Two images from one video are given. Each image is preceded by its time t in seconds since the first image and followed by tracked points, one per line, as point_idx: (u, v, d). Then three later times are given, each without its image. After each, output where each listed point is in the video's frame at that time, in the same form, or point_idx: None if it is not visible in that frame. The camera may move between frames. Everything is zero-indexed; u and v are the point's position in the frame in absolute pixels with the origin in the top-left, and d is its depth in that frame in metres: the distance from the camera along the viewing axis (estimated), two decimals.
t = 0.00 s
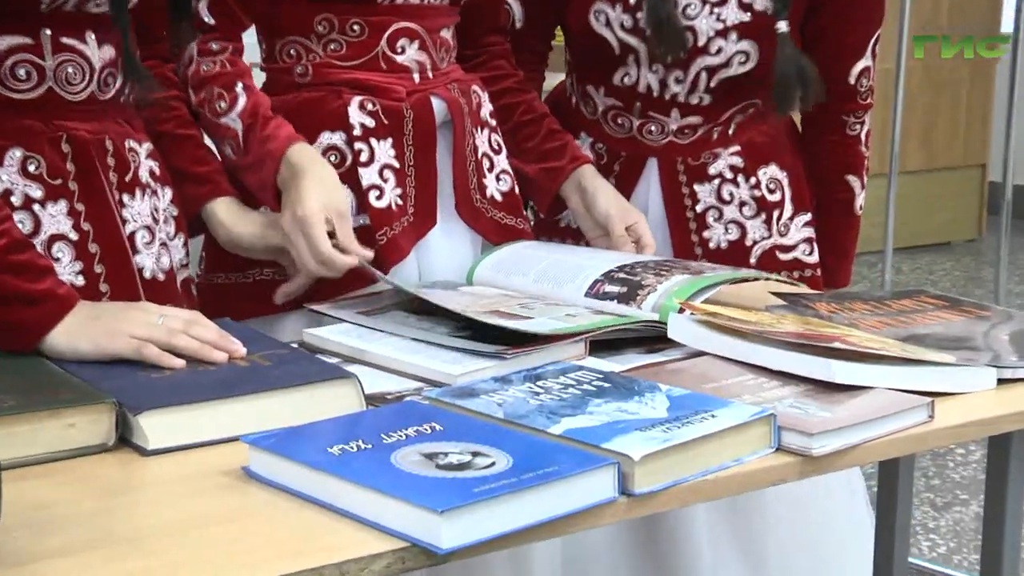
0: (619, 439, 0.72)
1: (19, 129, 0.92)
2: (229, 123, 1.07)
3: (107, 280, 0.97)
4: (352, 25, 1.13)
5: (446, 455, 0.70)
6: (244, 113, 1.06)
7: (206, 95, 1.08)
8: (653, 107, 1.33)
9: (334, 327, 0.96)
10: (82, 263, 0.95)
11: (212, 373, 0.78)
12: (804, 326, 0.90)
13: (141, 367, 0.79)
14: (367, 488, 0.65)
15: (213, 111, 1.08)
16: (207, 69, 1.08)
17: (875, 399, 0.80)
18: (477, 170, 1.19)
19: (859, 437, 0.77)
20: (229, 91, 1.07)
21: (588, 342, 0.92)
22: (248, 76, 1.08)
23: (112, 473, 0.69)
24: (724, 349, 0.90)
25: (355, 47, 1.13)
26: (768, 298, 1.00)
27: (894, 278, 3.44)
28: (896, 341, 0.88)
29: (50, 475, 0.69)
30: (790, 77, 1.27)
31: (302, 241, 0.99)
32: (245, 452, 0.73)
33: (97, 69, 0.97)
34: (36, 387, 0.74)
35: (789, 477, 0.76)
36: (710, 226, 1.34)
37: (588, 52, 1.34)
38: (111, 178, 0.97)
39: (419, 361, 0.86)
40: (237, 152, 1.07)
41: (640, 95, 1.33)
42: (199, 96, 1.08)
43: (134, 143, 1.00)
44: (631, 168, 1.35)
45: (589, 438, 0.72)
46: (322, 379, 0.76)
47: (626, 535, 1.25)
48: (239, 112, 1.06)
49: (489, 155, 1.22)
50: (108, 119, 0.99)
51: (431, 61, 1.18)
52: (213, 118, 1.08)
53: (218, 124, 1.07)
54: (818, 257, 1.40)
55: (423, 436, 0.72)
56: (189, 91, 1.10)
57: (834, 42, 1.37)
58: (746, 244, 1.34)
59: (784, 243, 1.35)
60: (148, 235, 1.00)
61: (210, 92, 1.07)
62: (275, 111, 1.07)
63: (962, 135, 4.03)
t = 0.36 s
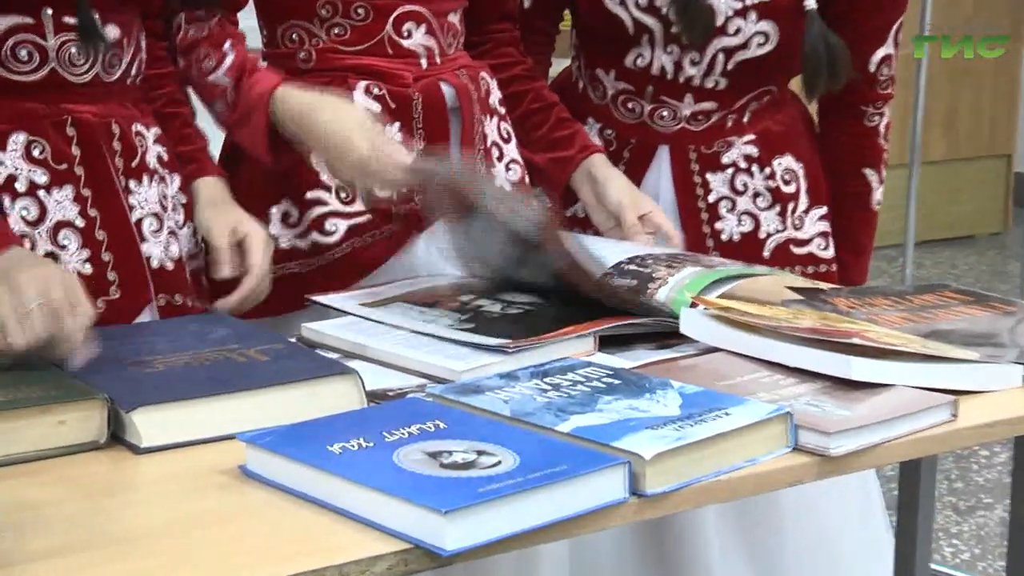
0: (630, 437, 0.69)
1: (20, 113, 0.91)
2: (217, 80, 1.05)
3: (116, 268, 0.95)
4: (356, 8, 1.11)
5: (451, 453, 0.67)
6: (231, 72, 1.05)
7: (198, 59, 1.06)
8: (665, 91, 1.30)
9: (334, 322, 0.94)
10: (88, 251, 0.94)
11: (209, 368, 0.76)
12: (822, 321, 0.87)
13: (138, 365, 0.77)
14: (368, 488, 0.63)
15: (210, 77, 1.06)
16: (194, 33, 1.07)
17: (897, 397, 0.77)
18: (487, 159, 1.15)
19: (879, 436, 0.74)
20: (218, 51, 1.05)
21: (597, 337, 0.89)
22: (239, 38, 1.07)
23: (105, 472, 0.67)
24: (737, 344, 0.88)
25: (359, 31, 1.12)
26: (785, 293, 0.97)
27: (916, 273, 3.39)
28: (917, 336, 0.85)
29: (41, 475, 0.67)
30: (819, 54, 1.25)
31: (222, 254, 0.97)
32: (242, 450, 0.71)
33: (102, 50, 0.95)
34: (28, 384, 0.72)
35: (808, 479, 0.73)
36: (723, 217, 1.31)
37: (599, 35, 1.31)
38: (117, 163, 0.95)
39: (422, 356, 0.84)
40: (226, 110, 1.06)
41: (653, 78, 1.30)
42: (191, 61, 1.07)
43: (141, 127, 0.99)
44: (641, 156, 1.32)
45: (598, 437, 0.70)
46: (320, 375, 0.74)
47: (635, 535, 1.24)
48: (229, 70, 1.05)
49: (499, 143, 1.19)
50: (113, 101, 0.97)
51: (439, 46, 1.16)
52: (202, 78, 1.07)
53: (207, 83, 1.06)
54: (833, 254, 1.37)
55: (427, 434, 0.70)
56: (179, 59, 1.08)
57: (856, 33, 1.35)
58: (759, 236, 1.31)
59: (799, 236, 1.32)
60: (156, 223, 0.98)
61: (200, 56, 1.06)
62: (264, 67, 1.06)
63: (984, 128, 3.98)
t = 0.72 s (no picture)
0: (639, 440, 0.67)
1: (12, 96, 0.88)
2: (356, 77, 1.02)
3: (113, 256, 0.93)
4: None
5: (453, 456, 0.64)
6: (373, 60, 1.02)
7: (320, 63, 1.01)
8: (677, 80, 1.27)
9: (331, 319, 0.91)
10: (82, 238, 0.91)
11: (204, 367, 0.74)
12: (838, 320, 0.85)
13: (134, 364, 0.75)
14: (366, 490, 0.60)
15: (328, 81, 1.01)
16: (298, 44, 1.01)
17: (915, 399, 0.74)
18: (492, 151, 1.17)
19: (896, 440, 0.71)
20: (339, 49, 1.02)
21: (604, 337, 0.87)
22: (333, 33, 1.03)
23: (94, 473, 0.65)
24: (749, 345, 0.85)
25: (360, 17, 1.09)
26: (799, 291, 0.94)
27: (933, 271, 3.35)
28: (936, 337, 0.82)
29: (30, 475, 0.65)
30: (841, 40, 1.26)
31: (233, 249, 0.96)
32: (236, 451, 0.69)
33: (94, 27, 0.92)
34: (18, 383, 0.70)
35: (821, 484, 0.70)
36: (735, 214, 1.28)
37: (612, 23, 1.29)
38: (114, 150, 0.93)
39: (423, 355, 0.81)
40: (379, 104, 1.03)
41: (665, 66, 1.27)
42: (304, 72, 1.01)
43: (144, 113, 0.96)
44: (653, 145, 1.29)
45: (605, 438, 0.67)
46: (319, 374, 0.72)
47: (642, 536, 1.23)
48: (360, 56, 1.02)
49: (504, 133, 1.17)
50: (113, 84, 0.95)
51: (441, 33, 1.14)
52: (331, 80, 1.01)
53: (346, 84, 1.01)
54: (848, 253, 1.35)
55: (428, 435, 0.67)
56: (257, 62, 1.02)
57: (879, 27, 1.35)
58: (772, 232, 1.29)
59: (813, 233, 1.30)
60: (157, 213, 0.96)
61: (322, 59, 1.01)
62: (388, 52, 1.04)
63: (1002, 126, 3.93)
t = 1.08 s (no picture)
0: (639, 441, 0.65)
1: None
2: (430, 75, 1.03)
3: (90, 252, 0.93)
4: None
5: (446, 457, 0.62)
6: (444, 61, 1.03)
7: (393, 57, 1.02)
8: (681, 68, 1.25)
9: (321, 317, 0.89)
10: (60, 234, 0.91)
11: (190, 367, 0.72)
12: (844, 318, 0.83)
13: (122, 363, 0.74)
14: (358, 492, 0.58)
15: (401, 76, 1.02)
16: (371, 36, 1.01)
17: (921, 399, 0.72)
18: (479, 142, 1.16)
19: (902, 441, 0.69)
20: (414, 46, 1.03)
21: (603, 335, 0.85)
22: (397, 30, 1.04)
23: (78, 476, 0.64)
24: (751, 343, 0.83)
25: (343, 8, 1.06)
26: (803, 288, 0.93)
27: (945, 267, 3.32)
28: (943, 335, 0.80)
29: (12, 477, 0.64)
30: (852, 20, 1.23)
31: (143, 257, 0.91)
32: (222, 453, 0.67)
33: (73, 16, 0.90)
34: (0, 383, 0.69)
35: (826, 485, 0.68)
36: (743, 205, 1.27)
37: (613, 11, 1.27)
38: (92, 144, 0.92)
39: (416, 353, 0.80)
40: (446, 106, 1.04)
41: (669, 54, 1.25)
42: (379, 65, 1.01)
43: (124, 106, 0.95)
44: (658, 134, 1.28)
45: (602, 439, 0.65)
46: (309, 374, 0.71)
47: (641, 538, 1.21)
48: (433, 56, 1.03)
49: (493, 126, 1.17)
50: (96, 75, 0.94)
51: (428, 24, 1.12)
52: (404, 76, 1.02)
53: (416, 81, 1.02)
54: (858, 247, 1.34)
55: (421, 435, 0.66)
56: (332, 58, 1.01)
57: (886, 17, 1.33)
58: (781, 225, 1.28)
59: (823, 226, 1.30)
60: (133, 211, 0.96)
61: (397, 53, 1.02)
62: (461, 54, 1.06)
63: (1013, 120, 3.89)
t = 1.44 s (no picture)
0: (640, 436, 0.65)
1: None
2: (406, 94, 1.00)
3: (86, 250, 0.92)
4: None
5: (448, 452, 0.62)
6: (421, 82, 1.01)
7: (366, 71, 0.98)
8: (688, 61, 1.25)
9: (322, 312, 0.89)
10: (55, 232, 0.91)
11: (192, 362, 0.72)
12: (847, 314, 0.83)
13: (124, 359, 0.74)
14: (359, 487, 0.58)
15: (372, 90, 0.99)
16: (347, 48, 0.98)
17: (923, 395, 0.72)
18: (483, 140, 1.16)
19: (904, 437, 0.69)
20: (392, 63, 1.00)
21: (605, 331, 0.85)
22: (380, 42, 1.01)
23: (79, 472, 0.64)
24: (754, 339, 0.83)
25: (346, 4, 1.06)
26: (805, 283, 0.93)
27: (949, 264, 3.32)
28: (944, 330, 0.80)
29: (13, 473, 0.64)
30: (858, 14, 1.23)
31: (178, 262, 0.92)
32: (223, 448, 0.67)
33: (69, 14, 0.90)
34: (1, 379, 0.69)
35: (827, 481, 0.68)
36: (751, 199, 1.28)
37: (621, 4, 1.27)
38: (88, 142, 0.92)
39: (418, 348, 0.80)
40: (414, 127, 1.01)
41: (676, 48, 1.25)
42: (350, 77, 0.98)
43: (119, 103, 0.95)
44: (665, 128, 1.28)
45: (604, 435, 0.65)
46: (309, 370, 0.71)
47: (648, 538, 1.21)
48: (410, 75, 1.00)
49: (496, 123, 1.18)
50: (89, 73, 0.94)
51: (431, 21, 1.13)
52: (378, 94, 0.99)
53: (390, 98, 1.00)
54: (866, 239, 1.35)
55: (422, 431, 0.66)
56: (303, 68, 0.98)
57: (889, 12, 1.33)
58: (787, 219, 1.29)
59: (829, 222, 1.30)
60: (130, 208, 0.95)
61: (372, 67, 0.99)
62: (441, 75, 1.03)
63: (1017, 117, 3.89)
